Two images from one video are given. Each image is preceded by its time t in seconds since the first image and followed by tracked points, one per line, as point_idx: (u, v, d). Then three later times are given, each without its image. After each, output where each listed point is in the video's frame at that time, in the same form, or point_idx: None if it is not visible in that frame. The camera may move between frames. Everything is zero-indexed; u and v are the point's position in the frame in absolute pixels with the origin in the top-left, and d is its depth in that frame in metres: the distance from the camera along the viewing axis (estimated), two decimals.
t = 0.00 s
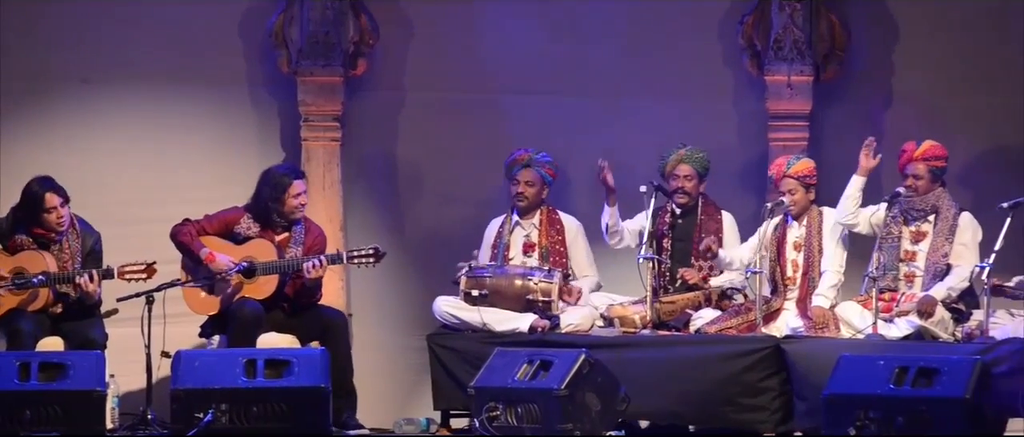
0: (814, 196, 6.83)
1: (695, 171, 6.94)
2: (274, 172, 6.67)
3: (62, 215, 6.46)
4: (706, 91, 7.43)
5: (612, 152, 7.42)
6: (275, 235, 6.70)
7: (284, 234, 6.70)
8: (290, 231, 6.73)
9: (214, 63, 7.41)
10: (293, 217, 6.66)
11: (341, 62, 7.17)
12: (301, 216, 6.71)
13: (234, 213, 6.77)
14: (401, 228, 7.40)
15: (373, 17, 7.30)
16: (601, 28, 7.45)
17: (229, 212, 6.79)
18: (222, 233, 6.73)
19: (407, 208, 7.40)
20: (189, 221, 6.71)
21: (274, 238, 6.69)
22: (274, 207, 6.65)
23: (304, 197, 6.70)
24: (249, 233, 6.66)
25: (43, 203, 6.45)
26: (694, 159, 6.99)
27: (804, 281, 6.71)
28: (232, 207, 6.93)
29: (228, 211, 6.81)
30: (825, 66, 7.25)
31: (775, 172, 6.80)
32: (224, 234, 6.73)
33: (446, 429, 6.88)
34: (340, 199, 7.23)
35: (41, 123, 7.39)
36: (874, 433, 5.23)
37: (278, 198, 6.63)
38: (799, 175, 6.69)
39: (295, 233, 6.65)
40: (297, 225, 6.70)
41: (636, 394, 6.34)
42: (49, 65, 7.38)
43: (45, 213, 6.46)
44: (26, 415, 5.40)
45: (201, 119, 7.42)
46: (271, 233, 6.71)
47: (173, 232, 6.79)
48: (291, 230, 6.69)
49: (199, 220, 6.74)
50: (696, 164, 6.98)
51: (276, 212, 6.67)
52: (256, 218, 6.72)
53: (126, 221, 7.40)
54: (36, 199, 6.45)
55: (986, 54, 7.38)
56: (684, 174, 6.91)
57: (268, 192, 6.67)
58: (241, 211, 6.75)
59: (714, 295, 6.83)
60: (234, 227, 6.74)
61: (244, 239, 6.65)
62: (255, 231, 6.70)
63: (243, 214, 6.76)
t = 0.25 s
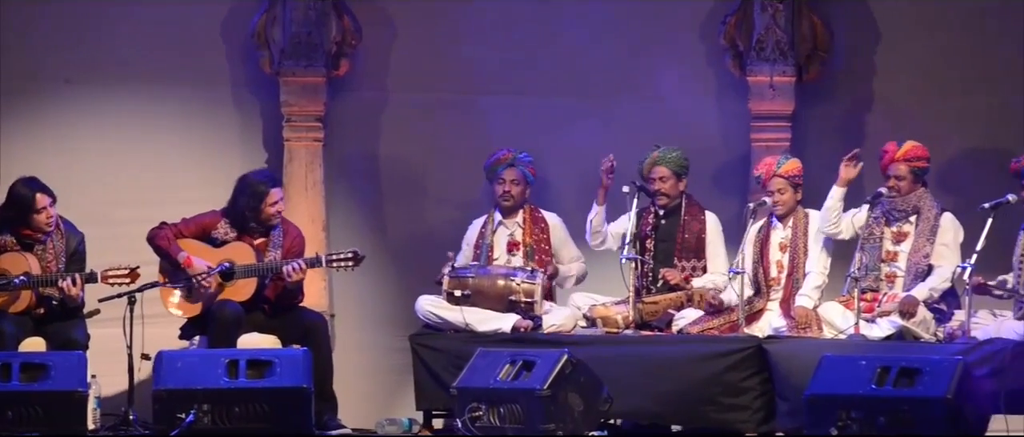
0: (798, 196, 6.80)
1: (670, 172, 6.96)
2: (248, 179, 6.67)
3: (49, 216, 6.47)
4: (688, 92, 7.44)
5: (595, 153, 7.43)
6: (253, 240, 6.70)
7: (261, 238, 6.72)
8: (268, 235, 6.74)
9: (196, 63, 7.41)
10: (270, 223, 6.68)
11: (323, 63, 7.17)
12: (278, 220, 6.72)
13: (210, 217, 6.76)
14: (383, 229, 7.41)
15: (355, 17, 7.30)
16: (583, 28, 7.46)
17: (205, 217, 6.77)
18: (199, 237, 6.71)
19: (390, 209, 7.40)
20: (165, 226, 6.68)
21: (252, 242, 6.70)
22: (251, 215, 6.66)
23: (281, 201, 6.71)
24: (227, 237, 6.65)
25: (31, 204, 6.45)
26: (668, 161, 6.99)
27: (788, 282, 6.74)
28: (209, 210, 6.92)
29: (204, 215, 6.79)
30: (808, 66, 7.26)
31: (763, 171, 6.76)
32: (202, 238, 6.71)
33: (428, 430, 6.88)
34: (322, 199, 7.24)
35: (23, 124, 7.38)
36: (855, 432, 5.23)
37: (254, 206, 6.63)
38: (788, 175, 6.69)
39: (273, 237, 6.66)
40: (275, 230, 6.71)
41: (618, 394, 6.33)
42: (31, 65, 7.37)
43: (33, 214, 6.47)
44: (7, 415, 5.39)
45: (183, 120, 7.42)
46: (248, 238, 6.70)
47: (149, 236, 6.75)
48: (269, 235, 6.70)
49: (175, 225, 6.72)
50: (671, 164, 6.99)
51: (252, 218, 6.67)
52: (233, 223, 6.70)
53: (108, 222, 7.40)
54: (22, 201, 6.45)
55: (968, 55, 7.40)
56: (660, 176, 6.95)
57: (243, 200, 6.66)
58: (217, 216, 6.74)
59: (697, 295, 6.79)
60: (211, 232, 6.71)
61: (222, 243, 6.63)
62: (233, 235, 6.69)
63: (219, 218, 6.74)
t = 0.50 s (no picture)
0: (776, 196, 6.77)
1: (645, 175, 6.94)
2: (214, 180, 6.65)
3: (27, 219, 6.44)
4: (666, 93, 7.45)
5: (572, 154, 7.44)
6: (225, 241, 6.70)
7: (233, 239, 6.70)
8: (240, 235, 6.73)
9: (173, 64, 7.39)
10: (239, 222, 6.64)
11: (300, 64, 7.14)
12: (249, 220, 6.69)
13: (182, 221, 6.78)
14: (360, 230, 7.42)
15: (332, 18, 7.29)
16: (561, 29, 7.46)
17: (176, 220, 6.80)
18: (172, 240, 6.74)
19: (367, 209, 7.41)
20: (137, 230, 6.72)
21: (224, 244, 6.69)
22: (219, 217, 6.64)
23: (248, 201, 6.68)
24: (198, 240, 6.66)
25: (9, 207, 6.44)
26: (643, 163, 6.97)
27: (766, 282, 6.69)
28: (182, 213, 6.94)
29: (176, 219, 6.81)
30: (785, 68, 7.26)
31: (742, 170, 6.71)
32: (175, 240, 6.74)
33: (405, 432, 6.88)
34: (300, 200, 7.23)
35: None
36: (833, 434, 5.24)
37: (221, 208, 6.62)
38: (767, 174, 6.67)
39: (244, 236, 6.64)
40: (246, 229, 6.68)
41: (596, 396, 6.32)
42: (6, 65, 7.35)
43: (11, 218, 6.44)
44: None
45: (159, 121, 7.40)
46: (220, 239, 6.70)
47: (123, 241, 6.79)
48: (240, 234, 6.68)
49: (147, 228, 6.75)
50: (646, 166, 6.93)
51: (221, 220, 6.66)
52: (203, 226, 6.72)
53: (84, 223, 7.39)
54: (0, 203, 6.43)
55: (945, 57, 7.42)
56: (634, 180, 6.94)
57: (211, 203, 6.66)
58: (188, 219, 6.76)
59: (675, 296, 6.80)
60: (184, 234, 6.74)
61: (193, 245, 6.65)
62: (204, 238, 6.70)
63: (190, 221, 6.76)
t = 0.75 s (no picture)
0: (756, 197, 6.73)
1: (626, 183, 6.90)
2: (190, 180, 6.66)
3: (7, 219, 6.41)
4: (647, 94, 7.45)
5: (553, 154, 7.46)
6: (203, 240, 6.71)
7: (211, 238, 6.71)
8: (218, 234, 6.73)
9: (154, 65, 7.38)
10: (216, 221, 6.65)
11: (281, 65, 7.14)
12: (226, 218, 6.69)
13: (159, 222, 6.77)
14: (341, 231, 7.43)
15: (313, 19, 7.29)
16: (541, 30, 7.47)
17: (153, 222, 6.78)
18: (150, 242, 6.72)
19: (348, 210, 7.43)
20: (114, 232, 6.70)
21: (202, 243, 6.69)
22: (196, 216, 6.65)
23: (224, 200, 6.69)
24: (176, 241, 6.65)
25: None
26: (624, 169, 6.94)
27: (750, 282, 6.67)
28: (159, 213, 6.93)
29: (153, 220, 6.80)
30: (766, 69, 7.26)
31: (724, 171, 6.69)
32: (152, 243, 6.72)
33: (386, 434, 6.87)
34: (281, 201, 7.23)
35: None
36: (813, 435, 5.22)
37: (197, 208, 6.63)
38: (748, 175, 6.63)
39: (222, 234, 6.64)
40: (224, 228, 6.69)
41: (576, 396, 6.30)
42: None
43: None
44: None
45: (140, 122, 7.40)
46: (199, 239, 6.71)
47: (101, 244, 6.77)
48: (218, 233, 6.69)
49: (125, 231, 6.73)
50: (627, 172, 6.91)
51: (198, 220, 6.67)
52: (181, 226, 6.71)
53: (65, 224, 7.40)
54: None
55: (923, 58, 7.44)
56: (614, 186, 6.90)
57: (187, 203, 6.66)
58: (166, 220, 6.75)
59: (656, 298, 6.80)
60: (162, 235, 6.72)
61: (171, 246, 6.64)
62: (183, 238, 6.69)
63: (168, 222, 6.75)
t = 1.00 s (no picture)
0: (733, 199, 6.75)
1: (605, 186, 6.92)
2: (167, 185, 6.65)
3: None
4: (624, 95, 7.45)
5: (531, 156, 7.46)
6: (180, 244, 6.70)
7: (188, 241, 6.71)
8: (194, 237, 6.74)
9: (132, 67, 7.41)
10: (192, 227, 6.66)
11: (258, 66, 7.14)
12: (203, 223, 6.70)
13: (136, 225, 6.75)
14: (319, 232, 7.41)
15: (290, 20, 7.29)
16: (518, 32, 7.49)
17: (129, 225, 6.76)
18: (126, 245, 6.70)
19: (326, 212, 7.42)
20: (91, 235, 6.67)
21: (179, 247, 6.69)
22: (173, 221, 6.65)
23: (200, 206, 6.69)
24: (153, 243, 6.63)
25: None
26: (603, 174, 6.95)
27: (726, 283, 6.66)
28: (135, 217, 6.91)
29: (129, 224, 6.78)
30: (743, 71, 7.27)
31: (702, 170, 6.71)
32: (129, 244, 6.70)
33: None
34: (258, 202, 7.23)
35: None
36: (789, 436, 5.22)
37: (173, 213, 6.63)
38: (725, 176, 6.65)
39: (199, 238, 6.65)
40: (201, 232, 6.69)
41: (555, 397, 6.29)
42: None
43: None
44: None
45: (117, 124, 7.42)
46: (175, 242, 6.70)
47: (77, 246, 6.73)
48: (195, 237, 6.69)
49: (101, 233, 6.70)
50: (606, 177, 6.95)
51: (173, 224, 6.67)
52: (157, 230, 6.70)
53: (42, 225, 7.39)
54: None
55: (901, 60, 7.46)
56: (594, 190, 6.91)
57: (163, 208, 6.66)
58: (142, 223, 6.73)
59: (633, 298, 6.69)
60: (139, 238, 6.71)
61: (149, 248, 6.62)
62: (160, 241, 6.68)
63: (144, 225, 6.74)
